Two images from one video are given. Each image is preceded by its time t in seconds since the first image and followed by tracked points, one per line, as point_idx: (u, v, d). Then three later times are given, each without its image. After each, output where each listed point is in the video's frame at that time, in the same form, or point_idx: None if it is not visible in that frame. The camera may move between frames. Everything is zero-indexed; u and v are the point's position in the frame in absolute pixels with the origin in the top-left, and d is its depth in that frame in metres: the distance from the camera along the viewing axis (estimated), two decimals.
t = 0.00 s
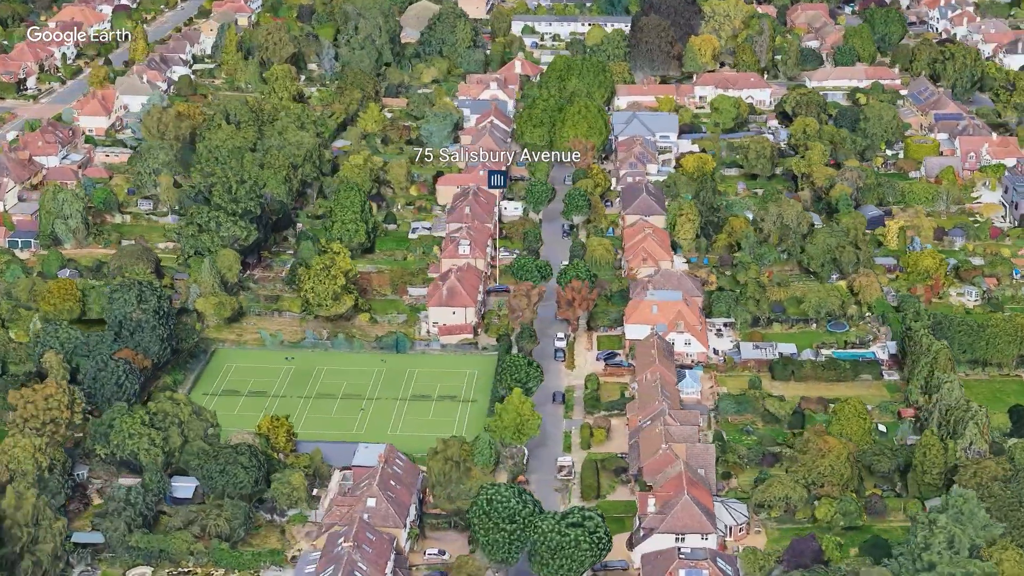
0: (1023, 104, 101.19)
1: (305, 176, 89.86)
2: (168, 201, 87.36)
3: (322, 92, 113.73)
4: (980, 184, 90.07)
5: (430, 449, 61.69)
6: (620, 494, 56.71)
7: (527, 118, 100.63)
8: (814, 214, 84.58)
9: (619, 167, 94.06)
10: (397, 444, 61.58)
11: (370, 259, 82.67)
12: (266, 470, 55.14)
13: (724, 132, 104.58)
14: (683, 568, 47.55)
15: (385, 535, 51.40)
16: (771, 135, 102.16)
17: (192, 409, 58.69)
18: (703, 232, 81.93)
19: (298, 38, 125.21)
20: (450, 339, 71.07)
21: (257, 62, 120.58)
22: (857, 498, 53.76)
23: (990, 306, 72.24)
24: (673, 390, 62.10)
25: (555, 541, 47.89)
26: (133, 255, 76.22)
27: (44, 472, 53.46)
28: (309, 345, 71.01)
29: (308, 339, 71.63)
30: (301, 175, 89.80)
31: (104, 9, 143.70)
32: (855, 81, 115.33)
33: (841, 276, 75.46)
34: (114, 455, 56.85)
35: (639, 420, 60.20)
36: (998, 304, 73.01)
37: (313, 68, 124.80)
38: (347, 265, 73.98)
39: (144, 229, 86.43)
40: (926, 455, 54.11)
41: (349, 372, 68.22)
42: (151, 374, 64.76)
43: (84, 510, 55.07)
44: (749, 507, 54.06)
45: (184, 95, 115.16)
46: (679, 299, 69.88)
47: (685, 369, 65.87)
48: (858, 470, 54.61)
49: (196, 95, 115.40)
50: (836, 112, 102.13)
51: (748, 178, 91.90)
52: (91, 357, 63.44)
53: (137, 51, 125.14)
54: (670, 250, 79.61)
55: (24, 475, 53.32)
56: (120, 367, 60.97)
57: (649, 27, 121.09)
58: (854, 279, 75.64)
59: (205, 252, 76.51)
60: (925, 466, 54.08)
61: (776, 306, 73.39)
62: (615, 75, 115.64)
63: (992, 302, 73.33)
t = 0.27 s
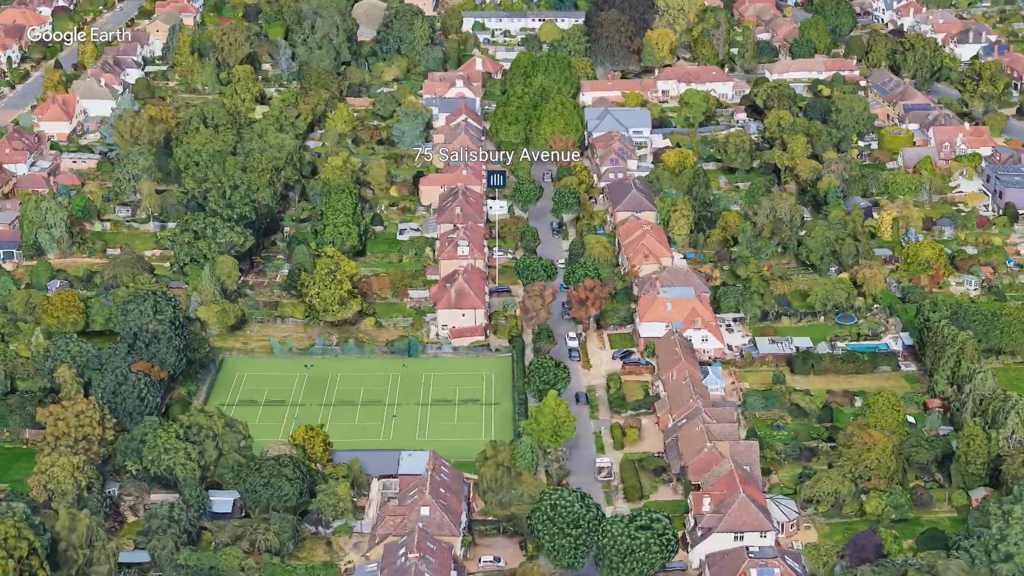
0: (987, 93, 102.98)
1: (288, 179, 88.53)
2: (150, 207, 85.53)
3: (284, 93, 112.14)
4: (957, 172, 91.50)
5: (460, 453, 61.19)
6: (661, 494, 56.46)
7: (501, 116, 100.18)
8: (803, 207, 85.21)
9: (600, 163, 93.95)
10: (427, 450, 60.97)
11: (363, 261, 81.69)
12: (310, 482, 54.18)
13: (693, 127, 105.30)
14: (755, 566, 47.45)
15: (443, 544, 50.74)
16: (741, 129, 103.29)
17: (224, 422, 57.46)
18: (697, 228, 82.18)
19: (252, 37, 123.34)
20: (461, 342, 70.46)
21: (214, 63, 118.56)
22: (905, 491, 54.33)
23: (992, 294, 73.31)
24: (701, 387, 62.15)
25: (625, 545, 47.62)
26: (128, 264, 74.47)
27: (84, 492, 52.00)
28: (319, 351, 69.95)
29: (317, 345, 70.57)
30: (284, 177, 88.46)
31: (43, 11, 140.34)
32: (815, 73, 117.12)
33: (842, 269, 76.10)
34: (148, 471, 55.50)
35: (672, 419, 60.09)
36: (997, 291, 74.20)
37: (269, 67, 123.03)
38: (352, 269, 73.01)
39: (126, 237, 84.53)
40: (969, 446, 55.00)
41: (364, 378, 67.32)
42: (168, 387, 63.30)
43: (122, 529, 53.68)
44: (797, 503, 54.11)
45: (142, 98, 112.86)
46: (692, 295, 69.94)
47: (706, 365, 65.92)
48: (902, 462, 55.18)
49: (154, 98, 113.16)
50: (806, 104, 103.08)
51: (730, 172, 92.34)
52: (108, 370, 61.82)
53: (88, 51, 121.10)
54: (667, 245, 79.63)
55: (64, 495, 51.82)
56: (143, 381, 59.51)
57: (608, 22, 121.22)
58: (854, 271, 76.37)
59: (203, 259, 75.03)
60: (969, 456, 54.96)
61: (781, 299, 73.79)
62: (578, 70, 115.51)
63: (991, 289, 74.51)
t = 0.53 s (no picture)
0: (951, 84, 104.86)
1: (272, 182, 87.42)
2: (134, 214, 83.96)
3: (247, 95, 110.70)
4: (932, 163, 93.07)
5: (491, 455, 61.00)
6: (702, 491, 56.56)
7: (476, 115, 99.89)
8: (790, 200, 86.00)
9: (580, 159, 94.03)
10: (458, 453, 60.70)
11: (357, 265, 80.96)
12: (357, 490, 53.60)
13: (663, 122, 106.07)
14: (822, 560, 47.77)
15: (501, 548, 50.47)
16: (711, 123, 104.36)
17: (260, 432, 56.60)
18: (688, 224, 82.64)
19: (207, 40, 121.62)
20: (474, 344, 70.18)
21: (171, 67, 116.64)
22: (947, 481, 55.07)
23: (989, 283, 74.66)
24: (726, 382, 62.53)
25: (693, 544, 47.72)
26: (126, 273, 73.03)
27: (131, 507, 50.98)
28: (330, 357, 69.22)
29: (326, 351, 69.78)
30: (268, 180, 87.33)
31: None
32: (774, 67, 118.94)
33: (840, 261, 76.95)
34: (187, 483, 54.52)
35: (704, 416, 60.33)
36: (993, 279, 75.60)
37: (225, 69, 121.33)
38: (358, 273, 72.32)
39: (111, 245, 82.90)
40: (1006, 434, 55.93)
41: (382, 384, 66.71)
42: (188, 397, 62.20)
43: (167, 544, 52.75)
44: (842, 496, 54.56)
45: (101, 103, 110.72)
46: (702, 291, 70.27)
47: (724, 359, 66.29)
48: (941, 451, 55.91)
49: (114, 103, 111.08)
50: (774, 98, 104.13)
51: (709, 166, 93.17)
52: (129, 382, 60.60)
53: (39, 59, 118.35)
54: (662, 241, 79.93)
55: (111, 512, 50.75)
56: (170, 393, 58.44)
57: (568, 18, 121.38)
58: (851, 262, 77.32)
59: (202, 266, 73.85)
60: (1006, 444, 55.92)
61: (783, 293, 74.42)
62: (542, 67, 115.49)
63: (987, 278, 75.89)
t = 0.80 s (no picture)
0: (916, 78, 106.71)
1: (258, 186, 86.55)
2: (121, 221, 82.65)
3: (213, 99, 109.42)
4: (907, 155, 94.69)
5: (521, 455, 60.94)
6: (739, 485, 56.99)
7: (451, 115, 99.71)
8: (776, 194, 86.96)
9: (561, 158, 94.30)
10: (488, 455, 60.60)
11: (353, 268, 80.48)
12: (403, 495, 53.29)
13: (633, 119, 106.92)
14: (881, 550, 48.24)
15: (557, 548, 50.49)
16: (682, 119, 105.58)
17: (297, 440, 56.07)
18: (680, 221, 83.23)
19: (165, 44, 120.00)
20: (486, 345, 70.09)
21: (131, 72, 114.94)
22: (980, 468, 56.07)
23: (983, 272, 76.13)
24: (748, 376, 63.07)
25: (754, 538, 48.07)
26: (128, 282, 71.88)
27: (180, 520, 50.24)
28: (343, 362, 68.72)
29: (337, 355, 69.25)
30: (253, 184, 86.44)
31: None
32: (734, 63, 120.66)
33: (835, 254, 77.97)
34: (228, 493, 53.82)
35: (731, 410, 60.79)
36: (986, 268, 77.11)
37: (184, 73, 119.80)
38: (364, 277, 71.88)
39: (99, 254, 81.53)
40: None
41: (399, 387, 66.32)
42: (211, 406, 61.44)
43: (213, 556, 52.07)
44: (880, 486, 55.31)
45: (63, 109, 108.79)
46: (710, 287, 70.77)
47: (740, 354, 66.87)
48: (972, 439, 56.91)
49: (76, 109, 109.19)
50: (744, 94, 105.25)
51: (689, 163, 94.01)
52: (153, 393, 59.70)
53: None
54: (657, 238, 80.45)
55: (160, 525, 49.98)
56: (200, 402, 57.68)
57: (530, 17, 121.57)
58: (847, 255, 78.40)
59: (204, 273, 72.93)
60: None
61: (784, 287, 75.24)
62: (507, 67, 115.58)
63: (979, 267, 77.39)
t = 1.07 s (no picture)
0: (885, 72, 108.40)
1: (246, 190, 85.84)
2: (111, 229, 81.62)
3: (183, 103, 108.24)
4: (884, 148, 96.07)
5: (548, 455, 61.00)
6: (769, 478, 57.53)
7: (430, 116, 99.51)
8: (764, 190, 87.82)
9: (544, 157, 94.55)
10: (516, 455, 60.58)
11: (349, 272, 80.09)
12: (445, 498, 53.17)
13: (607, 117, 107.51)
14: (930, 538, 48.94)
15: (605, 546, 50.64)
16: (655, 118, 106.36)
17: (331, 445, 55.73)
18: (672, 217, 83.78)
19: (127, 48, 118.50)
20: (497, 345, 70.14)
21: (95, 77, 113.37)
22: (1006, 456, 57.11)
23: (975, 262, 77.48)
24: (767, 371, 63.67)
25: (807, 531, 48.50)
26: (130, 290, 71.02)
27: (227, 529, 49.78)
28: (355, 366, 68.37)
29: (348, 359, 68.90)
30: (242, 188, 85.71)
31: None
32: (700, 60, 121.73)
33: (830, 248, 78.94)
34: (266, 501, 53.42)
35: (755, 405, 61.36)
36: (977, 259, 78.48)
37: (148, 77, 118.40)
38: (372, 281, 71.56)
39: (90, 262, 80.47)
40: None
41: (416, 390, 66.11)
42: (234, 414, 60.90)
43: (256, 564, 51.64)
44: (910, 476, 56.12)
45: (30, 116, 107.07)
46: (717, 283, 71.29)
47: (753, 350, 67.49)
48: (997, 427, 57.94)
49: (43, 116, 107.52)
50: (717, 90, 106.23)
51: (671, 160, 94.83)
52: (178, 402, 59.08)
53: None
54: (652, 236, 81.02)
55: (208, 535, 49.49)
56: (229, 410, 57.16)
57: (496, 17, 121.67)
58: (841, 249, 79.43)
59: (208, 279, 72.26)
60: None
61: (784, 282, 76.03)
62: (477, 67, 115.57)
63: (970, 258, 78.74)
